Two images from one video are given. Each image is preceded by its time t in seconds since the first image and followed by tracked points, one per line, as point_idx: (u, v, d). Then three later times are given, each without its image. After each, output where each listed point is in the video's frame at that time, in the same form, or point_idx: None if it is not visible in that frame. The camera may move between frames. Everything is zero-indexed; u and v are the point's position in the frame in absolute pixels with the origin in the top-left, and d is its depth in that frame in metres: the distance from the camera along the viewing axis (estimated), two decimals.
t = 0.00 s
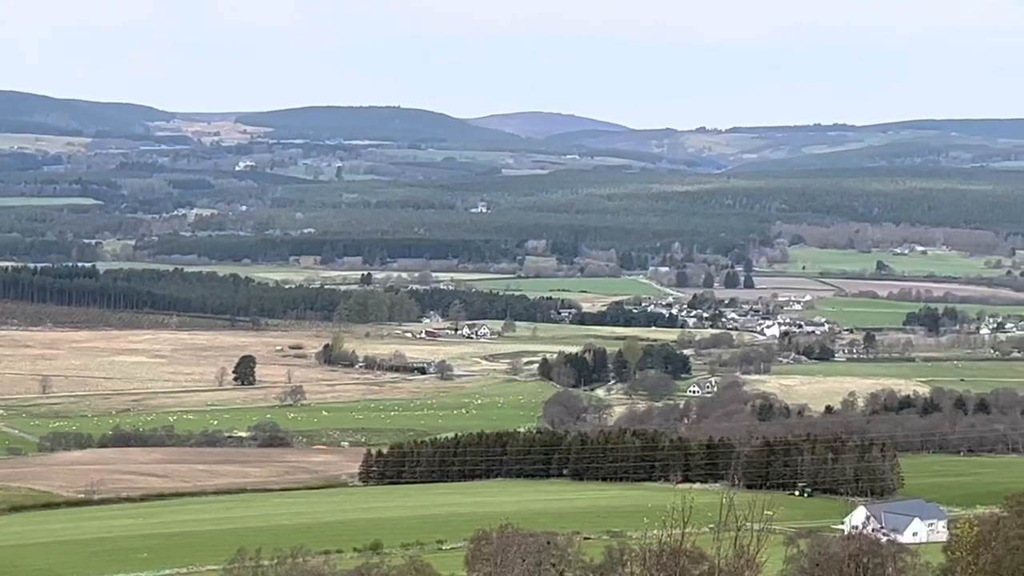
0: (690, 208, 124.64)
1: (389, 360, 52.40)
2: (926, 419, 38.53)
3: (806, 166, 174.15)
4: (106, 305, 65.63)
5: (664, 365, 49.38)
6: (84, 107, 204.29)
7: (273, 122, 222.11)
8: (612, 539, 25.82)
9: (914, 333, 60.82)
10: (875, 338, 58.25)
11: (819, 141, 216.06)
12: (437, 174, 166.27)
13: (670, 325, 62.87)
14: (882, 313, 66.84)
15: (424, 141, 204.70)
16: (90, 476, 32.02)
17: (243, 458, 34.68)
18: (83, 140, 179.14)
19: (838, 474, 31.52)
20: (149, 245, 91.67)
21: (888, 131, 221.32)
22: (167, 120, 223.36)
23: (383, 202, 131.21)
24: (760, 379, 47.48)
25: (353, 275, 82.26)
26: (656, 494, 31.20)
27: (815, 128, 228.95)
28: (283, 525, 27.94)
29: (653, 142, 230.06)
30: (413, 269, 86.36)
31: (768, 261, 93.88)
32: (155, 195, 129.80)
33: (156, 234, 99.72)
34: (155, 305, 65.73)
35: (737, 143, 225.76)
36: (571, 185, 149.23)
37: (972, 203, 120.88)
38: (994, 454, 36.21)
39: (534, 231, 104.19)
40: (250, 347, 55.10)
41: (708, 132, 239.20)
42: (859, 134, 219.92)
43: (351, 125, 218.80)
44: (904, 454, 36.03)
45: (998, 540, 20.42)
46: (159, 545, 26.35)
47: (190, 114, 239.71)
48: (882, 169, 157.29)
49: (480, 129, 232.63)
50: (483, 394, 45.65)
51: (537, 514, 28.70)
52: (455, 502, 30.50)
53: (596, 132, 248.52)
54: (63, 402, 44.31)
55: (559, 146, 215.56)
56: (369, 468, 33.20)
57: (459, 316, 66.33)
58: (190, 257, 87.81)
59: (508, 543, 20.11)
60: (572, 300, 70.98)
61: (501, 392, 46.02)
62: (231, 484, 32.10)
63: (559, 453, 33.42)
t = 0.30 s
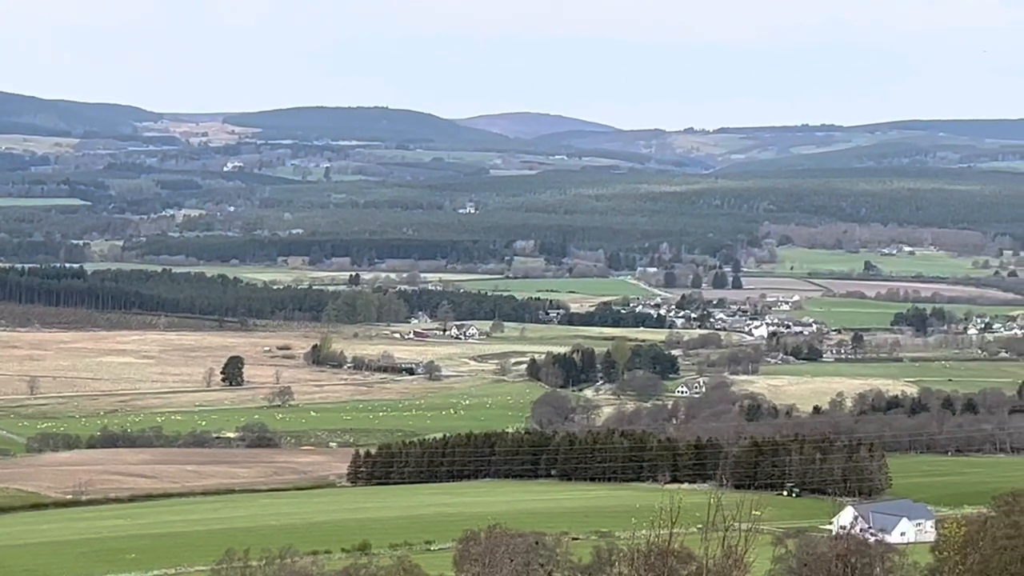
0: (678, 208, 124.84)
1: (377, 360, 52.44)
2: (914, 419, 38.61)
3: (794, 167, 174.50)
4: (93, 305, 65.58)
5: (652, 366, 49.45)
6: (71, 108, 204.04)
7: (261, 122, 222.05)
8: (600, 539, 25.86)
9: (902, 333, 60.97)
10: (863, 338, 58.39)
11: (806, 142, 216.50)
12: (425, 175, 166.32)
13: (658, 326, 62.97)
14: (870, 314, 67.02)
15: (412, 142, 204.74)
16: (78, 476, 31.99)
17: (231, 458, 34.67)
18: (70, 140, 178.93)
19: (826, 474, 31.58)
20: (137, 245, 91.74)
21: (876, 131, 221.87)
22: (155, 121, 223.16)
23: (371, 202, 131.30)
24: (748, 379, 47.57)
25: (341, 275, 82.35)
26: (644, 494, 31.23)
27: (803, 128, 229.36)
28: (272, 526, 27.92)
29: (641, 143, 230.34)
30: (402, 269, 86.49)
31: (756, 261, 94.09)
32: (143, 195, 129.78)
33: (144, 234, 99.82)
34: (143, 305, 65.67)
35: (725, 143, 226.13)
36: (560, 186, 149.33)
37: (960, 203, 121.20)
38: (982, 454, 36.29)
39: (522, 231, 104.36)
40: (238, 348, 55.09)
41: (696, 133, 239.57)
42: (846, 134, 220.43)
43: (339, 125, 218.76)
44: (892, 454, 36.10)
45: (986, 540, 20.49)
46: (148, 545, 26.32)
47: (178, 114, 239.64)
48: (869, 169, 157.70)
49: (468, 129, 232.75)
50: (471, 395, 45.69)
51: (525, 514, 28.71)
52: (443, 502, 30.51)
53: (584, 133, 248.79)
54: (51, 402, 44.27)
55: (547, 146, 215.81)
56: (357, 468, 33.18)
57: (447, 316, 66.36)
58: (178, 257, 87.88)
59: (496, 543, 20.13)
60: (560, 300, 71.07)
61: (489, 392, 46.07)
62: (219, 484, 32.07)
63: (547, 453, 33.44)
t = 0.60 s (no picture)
0: (668, 208, 124.97)
1: (367, 361, 52.39)
2: (904, 419, 38.67)
3: (783, 166, 174.57)
4: (83, 306, 65.44)
5: (642, 365, 49.47)
6: (60, 108, 203.64)
7: (250, 122, 221.76)
8: (590, 540, 25.89)
9: (892, 333, 61.04)
10: (853, 338, 58.44)
11: (796, 142, 216.76)
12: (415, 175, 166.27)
13: (648, 326, 62.99)
14: (860, 313, 67.06)
15: (402, 142, 204.61)
16: (66, 478, 31.91)
17: (220, 458, 34.63)
18: (60, 141, 178.57)
19: (816, 474, 31.62)
20: (127, 246, 91.57)
21: (865, 131, 222.05)
22: (144, 121, 222.83)
23: (361, 202, 131.19)
24: (738, 379, 47.63)
25: (330, 276, 82.27)
26: (634, 494, 31.24)
27: (792, 128, 229.62)
28: (262, 527, 27.89)
29: (631, 143, 230.59)
30: (391, 270, 86.42)
31: (746, 262, 94.17)
32: (133, 196, 129.64)
33: (133, 234, 99.64)
34: (133, 306, 65.52)
35: (715, 143, 226.37)
36: (550, 186, 149.34)
37: (950, 203, 121.31)
38: (972, 454, 36.34)
39: (512, 232, 104.35)
40: (228, 348, 54.99)
41: (685, 133, 239.77)
42: (836, 134, 220.59)
43: (328, 125, 218.60)
44: (882, 454, 36.14)
45: (976, 539, 20.55)
46: (137, 546, 26.27)
47: (168, 114, 239.50)
48: (859, 169, 157.86)
49: (458, 129, 232.69)
50: (461, 395, 45.67)
51: (515, 514, 28.73)
52: (432, 502, 30.49)
53: (573, 133, 248.87)
54: (40, 403, 44.14)
55: (537, 146, 215.88)
56: (346, 468, 33.11)
57: (437, 317, 66.32)
58: (168, 258, 87.78)
59: (485, 543, 20.14)
60: (549, 300, 71.04)
61: (479, 392, 46.05)
62: (208, 485, 31.99)
63: (537, 453, 33.44)
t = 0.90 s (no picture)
0: (658, 207, 125.05)
1: (357, 361, 52.35)
2: (894, 418, 38.74)
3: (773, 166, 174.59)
4: (72, 306, 65.30)
5: (633, 365, 49.51)
6: (50, 108, 203.19)
7: (241, 121, 221.53)
8: (581, 539, 25.87)
9: (882, 333, 61.15)
10: (843, 337, 58.48)
11: (786, 141, 217.05)
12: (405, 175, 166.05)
13: (638, 325, 63.02)
14: (851, 314, 66.99)
15: (392, 142, 204.48)
16: (57, 478, 31.86)
17: (211, 459, 34.58)
18: (49, 141, 178.21)
19: (807, 473, 31.64)
20: (117, 246, 91.36)
21: (855, 132, 222.16)
22: (134, 121, 222.49)
23: (352, 202, 131.07)
24: (728, 379, 47.72)
25: (321, 275, 82.15)
26: (625, 493, 31.24)
27: (782, 128, 229.92)
28: (253, 526, 27.87)
29: (621, 143, 230.75)
30: (381, 269, 86.38)
31: (736, 261, 94.27)
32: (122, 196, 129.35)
33: (123, 234, 99.42)
34: (123, 306, 65.40)
35: (705, 143, 226.58)
36: (540, 186, 149.33)
37: (940, 203, 121.35)
38: (962, 452, 36.40)
39: (503, 232, 104.33)
40: (218, 348, 54.91)
41: (676, 133, 239.99)
42: (825, 135, 220.55)
43: (318, 125, 218.40)
44: (872, 453, 36.19)
45: (967, 538, 20.58)
46: (127, 547, 26.23)
47: (158, 114, 239.08)
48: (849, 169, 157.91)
49: (448, 129, 232.68)
50: (452, 395, 45.66)
51: (505, 514, 28.70)
52: (423, 502, 30.46)
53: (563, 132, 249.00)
54: (30, 403, 44.06)
55: (528, 146, 215.86)
56: (337, 468, 33.10)
57: (428, 317, 66.27)
58: (158, 258, 87.60)
59: (476, 543, 20.12)
60: (540, 300, 71.05)
61: (469, 392, 46.04)
62: (199, 485, 31.96)
63: (528, 452, 33.44)
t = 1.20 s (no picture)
0: (649, 206, 125.11)
1: (348, 359, 52.30)
2: (885, 416, 38.81)
3: (764, 164, 174.73)
4: (63, 305, 65.17)
5: (624, 364, 49.55)
6: (40, 107, 202.91)
7: (231, 120, 221.37)
8: (572, 538, 25.87)
9: (873, 331, 61.21)
10: (834, 335, 58.57)
11: (777, 140, 217.16)
12: (396, 173, 165.94)
13: (630, 324, 63.04)
14: (842, 312, 67.08)
15: (383, 140, 204.39)
16: (47, 477, 31.81)
17: (202, 458, 34.53)
18: (39, 139, 178.00)
19: (798, 471, 31.66)
20: (108, 244, 91.15)
21: (845, 130, 222.38)
22: (125, 119, 222.23)
23: (342, 201, 130.98)
24: (719, 377, 47.76)
25: (311, 274, 82.11)
26: (617, 492, 31.26)
27: (773, 126, 230.11)
28: (243, 526, 27.84)
29: (612, 141, 230.82)
30: (372, 268, 86.33)
31: (727, 260, 94.35)
32: (113, 195, 129.19)
33: (114, 233, 99.24)
34: (113, 305, 65.28)
35: (696, 141, 226.72)
36: (531, 184, 149.33)
37: (931, 201, 121.54)
38: (953, 450, 36.47)
39: (494, 230, 104.32)
40: (209, 347, 54.85)
41: (666, 131, 240.13)
42: (816, 133, 220.75)
43: (310, 123, 218.25)
44: (863, 451, 36.26)
45: (957, 536, 20.65)
46: (117, 546, 26.21)
47: (149, 114, 238.85)
48: (840, 168, 158.05)
49: (439, 127, 232.68)
50: (443, 393, 45.65)
51: (497, 513, 28.70)
52: (414, 501, 30.47)
53: (555, 131, 249.03)
54: (21, 403, 43.99)
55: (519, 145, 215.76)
56: (328, 467, 33.10)
57: (419, 315, 66.24)
58: (149, 257, 87.41)
59: (467, 542, 20.12)
60: (531, 298, 71.02)
61: (460, 391, 46.04)
62: (190, 484, 31.92)
63: (519, 451, 33.45)
